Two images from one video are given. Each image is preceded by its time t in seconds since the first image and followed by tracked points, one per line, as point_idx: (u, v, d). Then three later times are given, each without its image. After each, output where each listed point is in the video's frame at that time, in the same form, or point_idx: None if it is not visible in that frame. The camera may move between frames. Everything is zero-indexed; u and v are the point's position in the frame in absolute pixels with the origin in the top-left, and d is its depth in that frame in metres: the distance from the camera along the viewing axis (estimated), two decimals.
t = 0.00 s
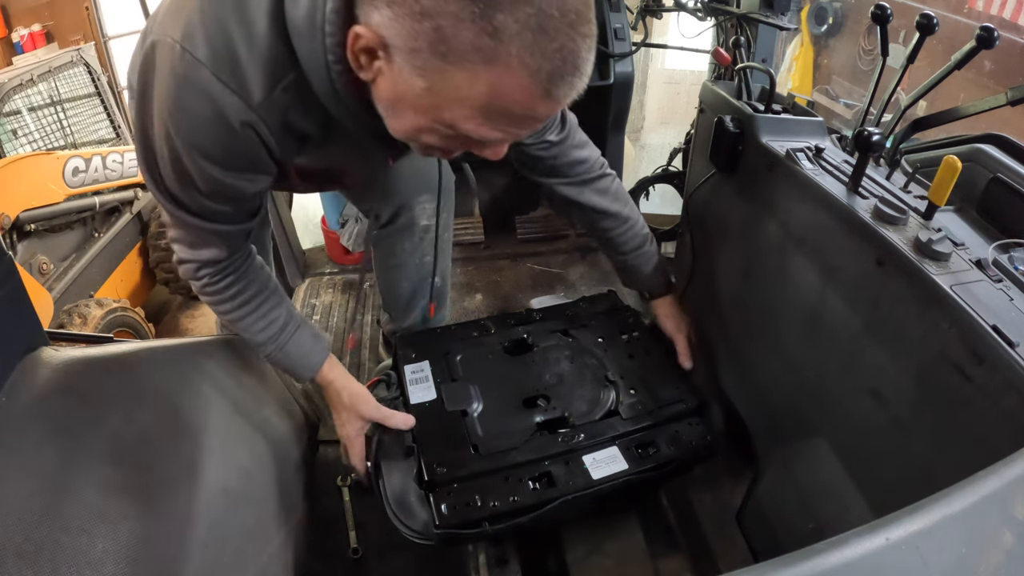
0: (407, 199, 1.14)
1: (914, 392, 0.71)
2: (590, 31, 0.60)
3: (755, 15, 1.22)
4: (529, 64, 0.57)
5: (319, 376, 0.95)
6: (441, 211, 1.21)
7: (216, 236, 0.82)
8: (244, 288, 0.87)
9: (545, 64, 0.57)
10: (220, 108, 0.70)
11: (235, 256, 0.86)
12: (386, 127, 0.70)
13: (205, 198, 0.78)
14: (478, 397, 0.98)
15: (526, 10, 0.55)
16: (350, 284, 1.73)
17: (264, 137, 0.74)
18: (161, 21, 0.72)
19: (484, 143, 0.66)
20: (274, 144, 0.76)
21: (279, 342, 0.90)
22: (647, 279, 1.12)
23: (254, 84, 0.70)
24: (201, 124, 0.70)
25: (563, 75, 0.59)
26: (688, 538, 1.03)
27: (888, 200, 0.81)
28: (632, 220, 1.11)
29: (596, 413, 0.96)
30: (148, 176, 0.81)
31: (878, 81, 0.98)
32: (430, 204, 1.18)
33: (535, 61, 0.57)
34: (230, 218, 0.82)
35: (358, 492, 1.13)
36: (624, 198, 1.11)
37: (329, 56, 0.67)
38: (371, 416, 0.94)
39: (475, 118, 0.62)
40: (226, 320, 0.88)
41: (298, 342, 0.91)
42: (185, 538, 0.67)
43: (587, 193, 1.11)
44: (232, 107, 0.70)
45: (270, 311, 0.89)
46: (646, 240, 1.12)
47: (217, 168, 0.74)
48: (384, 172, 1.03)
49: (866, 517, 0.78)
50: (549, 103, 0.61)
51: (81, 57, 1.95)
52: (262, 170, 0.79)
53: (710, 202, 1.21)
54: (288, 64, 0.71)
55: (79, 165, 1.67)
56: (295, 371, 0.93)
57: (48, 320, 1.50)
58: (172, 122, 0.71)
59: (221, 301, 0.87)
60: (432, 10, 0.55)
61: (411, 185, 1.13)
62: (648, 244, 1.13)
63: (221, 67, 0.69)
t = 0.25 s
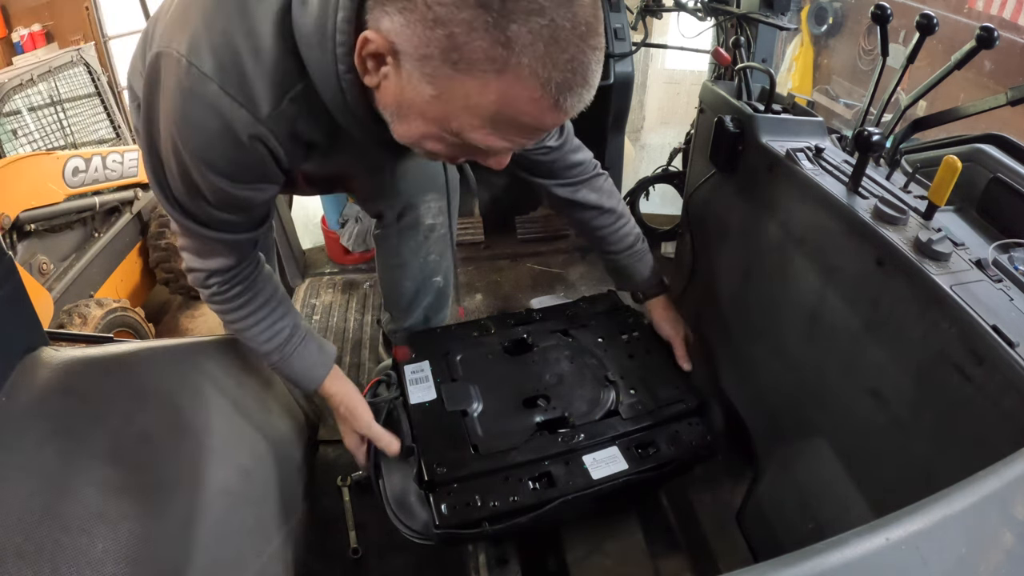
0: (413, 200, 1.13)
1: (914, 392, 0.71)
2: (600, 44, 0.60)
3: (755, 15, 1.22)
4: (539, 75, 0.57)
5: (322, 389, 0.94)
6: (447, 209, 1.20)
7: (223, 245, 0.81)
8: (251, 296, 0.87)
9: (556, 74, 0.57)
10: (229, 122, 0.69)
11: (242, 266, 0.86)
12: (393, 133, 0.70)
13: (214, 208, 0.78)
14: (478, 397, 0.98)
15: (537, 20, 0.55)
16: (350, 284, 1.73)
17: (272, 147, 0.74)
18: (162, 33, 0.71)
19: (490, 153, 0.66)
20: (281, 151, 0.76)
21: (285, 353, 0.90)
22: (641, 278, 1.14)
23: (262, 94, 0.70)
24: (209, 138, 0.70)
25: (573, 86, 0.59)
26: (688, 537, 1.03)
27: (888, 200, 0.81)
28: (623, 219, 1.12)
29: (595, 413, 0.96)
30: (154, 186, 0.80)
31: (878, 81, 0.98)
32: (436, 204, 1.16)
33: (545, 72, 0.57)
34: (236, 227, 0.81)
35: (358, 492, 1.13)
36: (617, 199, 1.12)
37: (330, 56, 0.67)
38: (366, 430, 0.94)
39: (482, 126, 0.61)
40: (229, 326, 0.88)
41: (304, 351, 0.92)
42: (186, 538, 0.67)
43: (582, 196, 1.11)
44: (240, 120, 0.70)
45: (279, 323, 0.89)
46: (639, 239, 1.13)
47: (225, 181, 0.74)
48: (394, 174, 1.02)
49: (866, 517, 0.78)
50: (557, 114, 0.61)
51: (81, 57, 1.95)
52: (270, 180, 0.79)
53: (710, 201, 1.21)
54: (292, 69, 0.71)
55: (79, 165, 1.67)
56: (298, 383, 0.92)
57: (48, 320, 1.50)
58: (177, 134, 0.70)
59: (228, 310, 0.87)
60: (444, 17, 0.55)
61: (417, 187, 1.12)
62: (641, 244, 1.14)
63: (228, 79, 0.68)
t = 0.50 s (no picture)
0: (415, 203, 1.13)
1: (914, 392, 0.71)
2: (589, 49, 0.60)
3: (755, 15, 1.22)
4: (525, 75, 0.57)
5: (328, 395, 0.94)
6: (448, 210, 1.20)
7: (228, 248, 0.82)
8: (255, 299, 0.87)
9: (541, 75, 0.57)
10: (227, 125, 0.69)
11: (247, 271, 0.86)
12: (383, 138, 0.69)
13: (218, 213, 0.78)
14: (477, 397, 0.97)
15: (524, 20, 0.55)
16: (350, 284, 1.72)
17: (272, 151, 0.74)
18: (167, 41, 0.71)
19: (479, 158, 0.65)
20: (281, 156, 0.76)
21: (290, 358, 0.90)
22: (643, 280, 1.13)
23: (261, 99, 0.70)
24: (209, 142, 0.70)
25: (558, 88, 0.59)
26: (688, 537, 1.03)
27: (888, 200, 0.81)
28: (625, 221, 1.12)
29: (594, 414, 0.96)
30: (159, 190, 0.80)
31: (878, 80, 0.98)
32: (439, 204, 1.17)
33: (530, 72, 0.56)
34: (240, 231, 0.82)
35: (358, 492, 1.13)
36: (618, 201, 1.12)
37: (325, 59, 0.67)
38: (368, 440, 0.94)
39: (470, 129, 0.61)
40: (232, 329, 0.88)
41: (310, 356, 0.92)
42: (185, 537, 0.67)
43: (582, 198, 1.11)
44: (237, 123, 0.70)
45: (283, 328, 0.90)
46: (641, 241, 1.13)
47: (224, 184, 0.74)
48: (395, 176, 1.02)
49: (866, 517, 0.78)
50: (544, 117, 0.60)
51: (81, 57, 1.95)
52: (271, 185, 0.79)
53: (710, 201, 1.21)
54: (289, 75, 0.71)
55: (79, 165, 1.67)
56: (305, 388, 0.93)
57: (48, 320, 1.50)
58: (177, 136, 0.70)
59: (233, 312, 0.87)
60: (429, 18, 0.55)
61: (419, 187, 1.12)
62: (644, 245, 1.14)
63: (227, 85, 0.68)
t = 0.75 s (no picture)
0: (414, 202, 1.13)
1: (914, 391, 0.71)
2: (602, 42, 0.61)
3: (755, 15, 1.22)
4: (542, 67, 0.57)
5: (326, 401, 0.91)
6: (447, 210, 1.19)
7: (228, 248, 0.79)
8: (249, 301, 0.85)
9: (558, 66, 0.57)
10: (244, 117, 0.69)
11: (243, 273, 0.83)
12: (395, 135, 0.70)
13: (220, 211, 0.76)
14: (474, 395, 0.98)
15: (540, 15, 0.55)
16: (350, 284, 1.72)
17: (282, 145, 0.73)
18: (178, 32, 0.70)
19: (494, 152, 0.66)
20: (293, 152, 0.76)
21: (286, 362, 0.87)
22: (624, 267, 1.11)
23: (278, 90, 0.69)
24: (223, 136, 0.69)
25: (575, 80, 0.59)
26: (687, 537, 1.03)
27: (888, 200, 0.81)
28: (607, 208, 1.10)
29: (593, 402, 0.97)
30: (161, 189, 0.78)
31: (879, 80, 0.98)
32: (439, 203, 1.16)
33: (547, 64, 0.57)
34: (241, 231, 0.80)
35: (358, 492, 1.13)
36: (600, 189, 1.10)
37: (338, 50, 0.66)
38: (376, 444, 0.89)
39: (486, 123, 0.61)
40: (226, 333, 0.86)
41: (308, 361, 0.89)
42: (186, 535, 0.67)
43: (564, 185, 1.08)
44: (255, 115, 0.69)
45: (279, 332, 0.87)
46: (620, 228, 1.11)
47: (233, 177, 0.72)
48: (399, 177, 1.01)
49: (866, 517, 0.78)
50: (558, 110, 0.61)
51: (81, 57, 1.95)
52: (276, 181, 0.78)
53: (710, 201, 1.21)
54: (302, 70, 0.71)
55: (79, 165, 1.67)
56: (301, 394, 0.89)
57: (48, 320, 1.50)
58: (190, 129, 0.69)
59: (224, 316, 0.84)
60: (449, 10, 0.55)
61: (417, 187, 1.11)
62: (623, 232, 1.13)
63: (245, 75, 0.68)
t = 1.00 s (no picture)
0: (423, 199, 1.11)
1: (914, 391, 0.71)
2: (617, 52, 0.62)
3: (754, 15, 1.22)
4: (564, 75, 0.58)
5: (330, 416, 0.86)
6: (455, 204, 1.19)
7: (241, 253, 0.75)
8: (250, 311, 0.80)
9: (578, 74, 0.58)
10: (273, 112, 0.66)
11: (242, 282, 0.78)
12: (412, 139, 0.69)
13: (233, 214, 0.71)
14: (469, 395, 0.97)
15: (561, 26, 0.56)
16: (350, 284, 1.72)
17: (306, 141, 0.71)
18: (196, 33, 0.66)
19: (512, 157, 0.66)
20: (316, 148, 0.73)
21: (288, 376, 0.81)
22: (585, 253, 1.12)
23: (308, 88, 0.68)
24: (251, 129, 0.65)
25: (592, 88, 0.60)
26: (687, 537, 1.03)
27: (888, 200, 0.81)
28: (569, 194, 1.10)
29: (585, 378, 1.00)
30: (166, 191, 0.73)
31: (878, 81, 0.98)
32: (447, 198, 1.16)
33: (568, 72, 0.58)
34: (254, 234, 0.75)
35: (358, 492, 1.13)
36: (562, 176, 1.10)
37: (363, 56, 0.66)
38: (382, 459, 0.86)
39: (507, 127, 0.61)
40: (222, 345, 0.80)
41: (310, 374, 0.83)
42: (184, 537, 0.67)
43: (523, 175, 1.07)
44: (283, 110, 0.66)
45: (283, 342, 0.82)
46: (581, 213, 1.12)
47: (253, 176, 0.69)
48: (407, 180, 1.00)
49: (865, 517, 0.78)
50: (578, 115, 0.61)
51: (81, 57, 1.95)
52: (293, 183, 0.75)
53: (710, 201, 1.21)
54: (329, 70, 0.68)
55: (79, 165, 1.67)
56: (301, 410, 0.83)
57: (48, 320, 1.50)
58: (215, 132, 0.65)
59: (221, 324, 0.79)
60: (479, 20, 0.56)
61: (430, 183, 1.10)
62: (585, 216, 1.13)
63: (273, 71, 0.65)
